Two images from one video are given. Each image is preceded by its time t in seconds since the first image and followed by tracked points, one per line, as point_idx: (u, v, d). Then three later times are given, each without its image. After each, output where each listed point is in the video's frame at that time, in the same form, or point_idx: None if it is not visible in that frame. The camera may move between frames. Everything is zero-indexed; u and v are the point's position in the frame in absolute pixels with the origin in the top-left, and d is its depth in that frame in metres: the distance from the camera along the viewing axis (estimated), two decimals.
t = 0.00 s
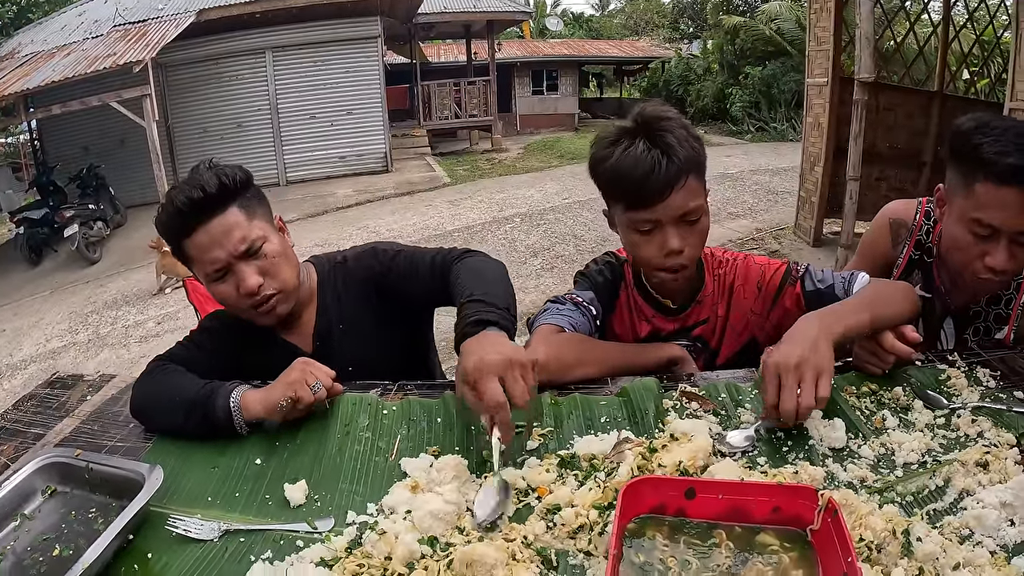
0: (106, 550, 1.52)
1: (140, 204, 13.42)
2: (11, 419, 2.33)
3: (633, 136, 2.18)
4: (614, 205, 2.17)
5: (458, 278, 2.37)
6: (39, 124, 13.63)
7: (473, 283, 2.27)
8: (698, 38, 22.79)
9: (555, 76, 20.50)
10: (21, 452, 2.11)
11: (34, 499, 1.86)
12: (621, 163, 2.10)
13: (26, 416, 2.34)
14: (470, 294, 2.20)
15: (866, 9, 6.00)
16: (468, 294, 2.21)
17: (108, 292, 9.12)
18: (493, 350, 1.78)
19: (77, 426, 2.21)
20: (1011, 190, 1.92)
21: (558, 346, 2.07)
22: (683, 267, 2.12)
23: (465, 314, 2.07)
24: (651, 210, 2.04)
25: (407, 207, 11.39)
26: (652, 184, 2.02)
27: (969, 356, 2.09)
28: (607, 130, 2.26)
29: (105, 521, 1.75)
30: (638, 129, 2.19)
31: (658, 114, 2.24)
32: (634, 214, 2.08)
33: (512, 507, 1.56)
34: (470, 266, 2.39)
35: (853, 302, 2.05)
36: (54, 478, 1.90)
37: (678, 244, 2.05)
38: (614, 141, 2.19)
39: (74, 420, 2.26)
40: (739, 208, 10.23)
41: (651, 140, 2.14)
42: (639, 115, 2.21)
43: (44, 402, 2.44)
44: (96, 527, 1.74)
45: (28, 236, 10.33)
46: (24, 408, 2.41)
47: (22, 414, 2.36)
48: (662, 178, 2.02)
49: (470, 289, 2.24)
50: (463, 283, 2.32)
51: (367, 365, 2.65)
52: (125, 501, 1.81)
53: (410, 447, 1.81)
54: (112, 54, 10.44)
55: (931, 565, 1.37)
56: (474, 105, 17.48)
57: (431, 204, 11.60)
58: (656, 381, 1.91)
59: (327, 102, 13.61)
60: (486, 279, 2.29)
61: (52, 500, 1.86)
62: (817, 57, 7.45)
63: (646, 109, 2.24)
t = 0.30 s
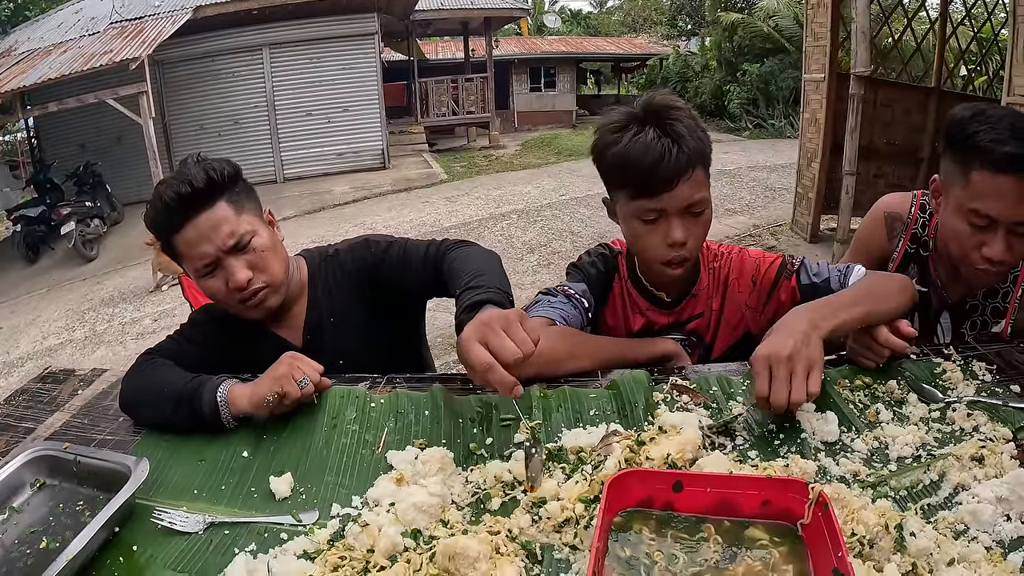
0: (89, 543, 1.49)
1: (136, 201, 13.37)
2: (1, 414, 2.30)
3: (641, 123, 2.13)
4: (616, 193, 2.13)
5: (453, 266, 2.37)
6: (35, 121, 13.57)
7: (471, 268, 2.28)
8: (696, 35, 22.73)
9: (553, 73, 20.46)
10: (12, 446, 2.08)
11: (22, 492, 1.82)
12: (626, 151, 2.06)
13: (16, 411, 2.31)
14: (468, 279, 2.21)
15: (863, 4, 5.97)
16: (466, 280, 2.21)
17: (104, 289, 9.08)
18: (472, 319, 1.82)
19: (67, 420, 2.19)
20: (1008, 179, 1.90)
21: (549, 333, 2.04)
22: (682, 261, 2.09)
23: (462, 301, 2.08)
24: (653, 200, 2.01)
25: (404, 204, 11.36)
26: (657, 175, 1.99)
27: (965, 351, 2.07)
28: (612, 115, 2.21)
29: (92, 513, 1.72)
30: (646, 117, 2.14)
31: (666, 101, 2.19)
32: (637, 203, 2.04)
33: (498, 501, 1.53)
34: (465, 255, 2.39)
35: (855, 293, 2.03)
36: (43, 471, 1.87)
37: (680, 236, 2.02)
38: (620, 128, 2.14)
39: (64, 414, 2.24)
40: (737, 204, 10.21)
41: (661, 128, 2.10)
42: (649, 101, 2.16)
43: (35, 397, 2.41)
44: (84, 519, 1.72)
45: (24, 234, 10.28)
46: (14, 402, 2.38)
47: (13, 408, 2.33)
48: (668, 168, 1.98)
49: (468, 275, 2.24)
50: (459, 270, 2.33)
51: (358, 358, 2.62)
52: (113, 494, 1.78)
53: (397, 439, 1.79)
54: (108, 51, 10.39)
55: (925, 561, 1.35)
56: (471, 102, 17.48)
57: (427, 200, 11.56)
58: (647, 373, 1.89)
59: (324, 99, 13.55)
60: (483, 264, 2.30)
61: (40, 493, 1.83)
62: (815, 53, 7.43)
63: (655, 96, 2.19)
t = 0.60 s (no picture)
0: (81, 539, 1.46)
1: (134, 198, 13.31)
2: None
3: (647, 114, 2.09)
4: (619, 183, 2.09)
5: (454, 266, 2.33)
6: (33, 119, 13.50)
7: (471, 272, 2.23)
8: (695, 32, 22.64)
9: (551, 70, 20.39)
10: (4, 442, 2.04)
11: (15, 488, 1.78)
12: (633, 141, 2.01)
13: (10, 407, 2.27)
14: (468, 283, 2.16)
15: None
16: (465, 285, 2.16)
17: (103, 286, 9.03)
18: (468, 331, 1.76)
19: (61, 415, 2.15)
20: (1009, 165, 1.87)
21: (547, 329, 2.00)
22: (685, 254, 2.06)
23: (459, 308, 2.01)
24: (660, 191, 1.97)
25: (402, 201, 11.31)
26: (664, 167, 1.94)
27: (970, 344, 2.04)
28: (617, 104, 2.16)
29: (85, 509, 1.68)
30: (654, 107, 2.10)
31: (673, 92, 2.14)
32: (642, 194, 2.00)
33: (498, 496, 1.50)
34: (465, 255, 2.34)
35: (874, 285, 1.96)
36: (36, 467, 1.83)
37: (684, 230, 1.99)
38: (626, 117, 2.09)
39: (59, 409, 2.20)
40: (736, 201, 10.18)
41: (669, 120, 2.05)
42: (656, 92, 2.11)
43: (30, 392, 2.37)
44: (76, 516, 1.68)
45: (22, 231, 10.20)
46: (8, 398, 2.34)
47: (7, 404, 2.29)
48: (676, 160, 1.93)
49: (468, 278, 2.19)
50: (459, 271, 2.28)
51: (356, 353, 2.59)
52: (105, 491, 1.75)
53: (396, 434, 1.75)
54: (106, 48, 10.32)
55: (937, 557, 1.32)
56: (469, 99, 17.44)
57: (426, 197, 11.52)
58: (649, 366, 1.85)
59: (323, 95, 13.50)
60: (484, 266, 2.25)
61: (33, 490, 1.79)
62: (814, 49, 7.38)
63: (662, 86, 2.15)
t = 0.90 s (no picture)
0: (71, 539, 1.42)
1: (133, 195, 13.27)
2: None
3: (657, 106, 2.03)
4: (626, 177, 2.04)
5: (458, 260, 2.29)
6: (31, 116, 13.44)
7: (475, 263, 2.20)
8: (695, 29, 22.56)
9: (551, 67, 20.31)
10: None
11: (6, 486, 1.74)
12: (642, 135, 1.95)
13: (3, 404, 2.23)
14: (473, 274, 2.13)
15: None
16: (470, 276, 2.13)
17: (101, 284, 8.99)
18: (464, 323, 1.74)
19: (55, 413, 2.11)
20: (1019, 148, 1.84)
21: (546, 326, 1.95)
22: (692, 252, 2.02)
23: (464, 298, 1.99)
24: (669, 188, 1.92)
25: (402, 198, 11.27)
26: (674, 164, 1.89)
27: (982, 339, 1.98)
28: (626, 94, 2.09)
29: (77, 508, 1.64)
30: (664, 98, 2.03)
31: (684, 84, 2.07)
32: (650, 190, 1.95)
33: (501, 495, 1.47)
34: (472, 247, 2.31)
35: (886, 284, 1.90)
36: (28, 465, 1.79)
37: (693, 228, 1.94)
38: (636, 109, 2.03)
39: (53, 406, 2.16)
40: (737, 198, 10.14)
41: (679, 114, 1.99)
42: (667, 83, 2.05)
43: (23, 389, 2.33)
44: (68, 515, 1.64)
45: (21, 229, 10.15)
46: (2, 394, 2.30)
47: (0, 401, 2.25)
48: (686, 158, 1.88)
49: (473, 269, 2.16)
50: (462, 265, 2.24)
51: (355, 350, 2.54)
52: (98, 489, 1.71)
53: (395, 431, 1.71)
54: (105, 45, 10.26)
55: (954, 556, 1.28)
56: (469, 96, 17.38)
57: (426, 194, 11.49)
58: (654, 361, 1.81)
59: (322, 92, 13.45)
60: (489, 257, 2.23)
61: (25, 488, 1.74)
62: (817, 44, 7.33)
63: (674, 77, 2.08)
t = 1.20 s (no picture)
0: (71, 535, 1.42)
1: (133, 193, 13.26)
2: None
3: (672, 106, 2.00)
4: (636, 175, 2.03)
5: (462, 260, 2.29)
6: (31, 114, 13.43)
7: (479, 263, 2.20)
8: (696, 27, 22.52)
9: (551, 65, 20.30)
10: None
11: (7, 483, 1.74)
12: (657, 136, 1.93)
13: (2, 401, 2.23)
14: (478, 274, 2.13)
15: None
16: (473, 276, 2.13)
17: (100, 282, 8.98)
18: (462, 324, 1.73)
19: (55, 410, 2.11)
20: None
21: (546, 324, 1.95)
22: (700, 254, 2.02)
23: (468, 299, 1.99)
24: (681, 189, 1.91)
25: (402, 195, 11.27)
26: (688, 166, 1.88)
27: (984, 338, 1.98)
28: (640, 90, 2.07)
29: (78, 505, 1.65)
30: (679, 98, 2.01)
31: (700, 84, 2.05)
32: (661, 190, 1.94)
33: (501, 491, 1.47)
34: (476, 248, 2.31)
35: (889, 287, 1.91)
36: (29, 462, 1.78)
37: (703, 231, 1.94)
38: (651, 108, 2.01)
39: (52, 404, 2.15)
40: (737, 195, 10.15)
41: (695, 115, 1.97)
42: (684, 81, 2.02)
43: (23, 387, 2.33)
44: (69, 512, 1.64)
45: (19, 228, 10.10)
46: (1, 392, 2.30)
47: None
48: (702, 161, 1.86)
49: (476, 270, 2.16)
50: (465, 265, 2.24)
51: (356, 347, 2.54)
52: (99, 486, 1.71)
53: (395, 428, 1.71)
54: (103, 43, 10.22)
55: (952, 552, 1.28)
56: (469, 94, 17.38)
57: (426, 192, 11.49)
58: (654, 358, 1.81)
59: (322, 90, 13.44)
60: (493, 259, 2.22)
61: (26, 486, 1.74)
62: (817, 42, 7.32)
63: (691, 76, 2.06)
